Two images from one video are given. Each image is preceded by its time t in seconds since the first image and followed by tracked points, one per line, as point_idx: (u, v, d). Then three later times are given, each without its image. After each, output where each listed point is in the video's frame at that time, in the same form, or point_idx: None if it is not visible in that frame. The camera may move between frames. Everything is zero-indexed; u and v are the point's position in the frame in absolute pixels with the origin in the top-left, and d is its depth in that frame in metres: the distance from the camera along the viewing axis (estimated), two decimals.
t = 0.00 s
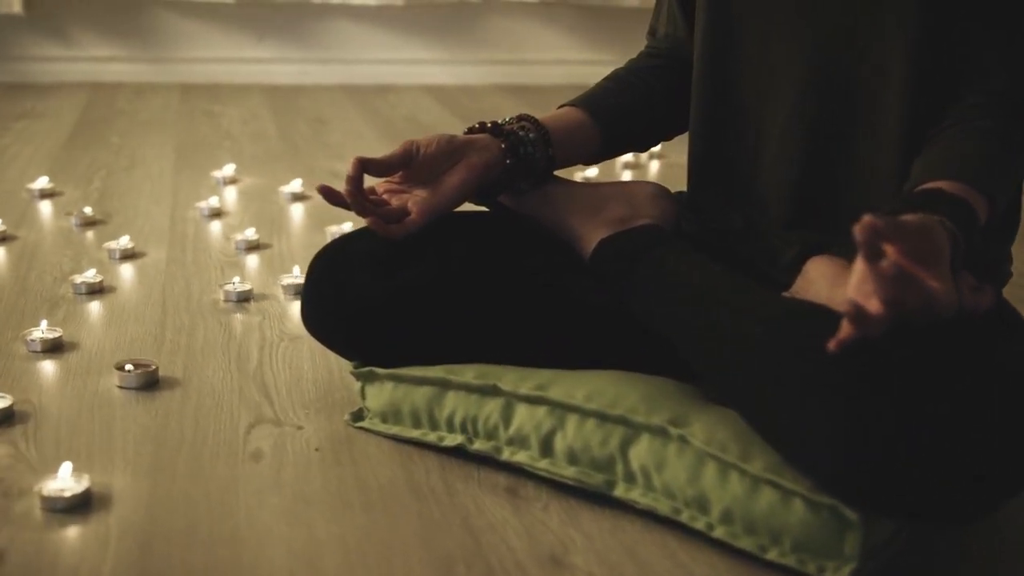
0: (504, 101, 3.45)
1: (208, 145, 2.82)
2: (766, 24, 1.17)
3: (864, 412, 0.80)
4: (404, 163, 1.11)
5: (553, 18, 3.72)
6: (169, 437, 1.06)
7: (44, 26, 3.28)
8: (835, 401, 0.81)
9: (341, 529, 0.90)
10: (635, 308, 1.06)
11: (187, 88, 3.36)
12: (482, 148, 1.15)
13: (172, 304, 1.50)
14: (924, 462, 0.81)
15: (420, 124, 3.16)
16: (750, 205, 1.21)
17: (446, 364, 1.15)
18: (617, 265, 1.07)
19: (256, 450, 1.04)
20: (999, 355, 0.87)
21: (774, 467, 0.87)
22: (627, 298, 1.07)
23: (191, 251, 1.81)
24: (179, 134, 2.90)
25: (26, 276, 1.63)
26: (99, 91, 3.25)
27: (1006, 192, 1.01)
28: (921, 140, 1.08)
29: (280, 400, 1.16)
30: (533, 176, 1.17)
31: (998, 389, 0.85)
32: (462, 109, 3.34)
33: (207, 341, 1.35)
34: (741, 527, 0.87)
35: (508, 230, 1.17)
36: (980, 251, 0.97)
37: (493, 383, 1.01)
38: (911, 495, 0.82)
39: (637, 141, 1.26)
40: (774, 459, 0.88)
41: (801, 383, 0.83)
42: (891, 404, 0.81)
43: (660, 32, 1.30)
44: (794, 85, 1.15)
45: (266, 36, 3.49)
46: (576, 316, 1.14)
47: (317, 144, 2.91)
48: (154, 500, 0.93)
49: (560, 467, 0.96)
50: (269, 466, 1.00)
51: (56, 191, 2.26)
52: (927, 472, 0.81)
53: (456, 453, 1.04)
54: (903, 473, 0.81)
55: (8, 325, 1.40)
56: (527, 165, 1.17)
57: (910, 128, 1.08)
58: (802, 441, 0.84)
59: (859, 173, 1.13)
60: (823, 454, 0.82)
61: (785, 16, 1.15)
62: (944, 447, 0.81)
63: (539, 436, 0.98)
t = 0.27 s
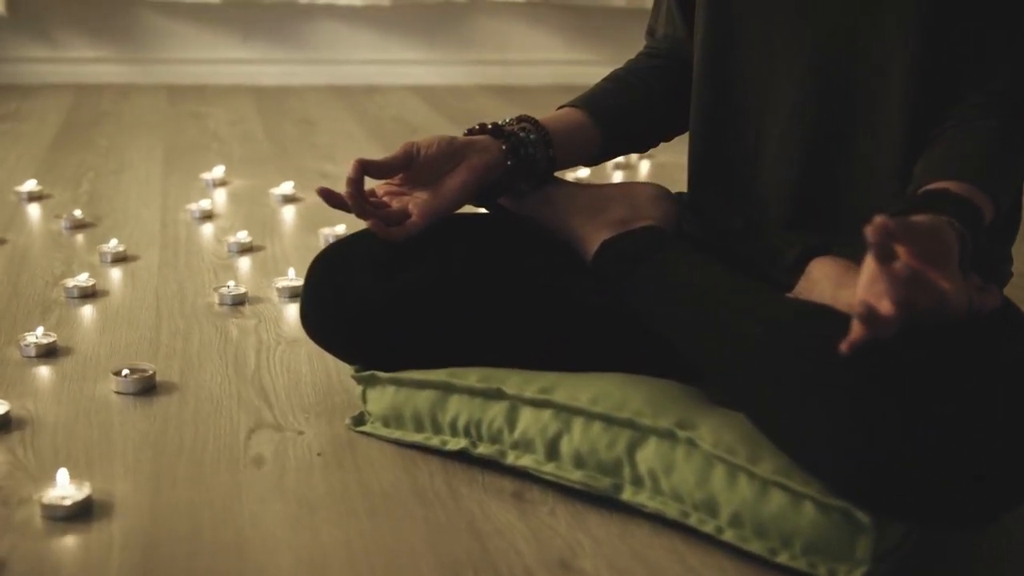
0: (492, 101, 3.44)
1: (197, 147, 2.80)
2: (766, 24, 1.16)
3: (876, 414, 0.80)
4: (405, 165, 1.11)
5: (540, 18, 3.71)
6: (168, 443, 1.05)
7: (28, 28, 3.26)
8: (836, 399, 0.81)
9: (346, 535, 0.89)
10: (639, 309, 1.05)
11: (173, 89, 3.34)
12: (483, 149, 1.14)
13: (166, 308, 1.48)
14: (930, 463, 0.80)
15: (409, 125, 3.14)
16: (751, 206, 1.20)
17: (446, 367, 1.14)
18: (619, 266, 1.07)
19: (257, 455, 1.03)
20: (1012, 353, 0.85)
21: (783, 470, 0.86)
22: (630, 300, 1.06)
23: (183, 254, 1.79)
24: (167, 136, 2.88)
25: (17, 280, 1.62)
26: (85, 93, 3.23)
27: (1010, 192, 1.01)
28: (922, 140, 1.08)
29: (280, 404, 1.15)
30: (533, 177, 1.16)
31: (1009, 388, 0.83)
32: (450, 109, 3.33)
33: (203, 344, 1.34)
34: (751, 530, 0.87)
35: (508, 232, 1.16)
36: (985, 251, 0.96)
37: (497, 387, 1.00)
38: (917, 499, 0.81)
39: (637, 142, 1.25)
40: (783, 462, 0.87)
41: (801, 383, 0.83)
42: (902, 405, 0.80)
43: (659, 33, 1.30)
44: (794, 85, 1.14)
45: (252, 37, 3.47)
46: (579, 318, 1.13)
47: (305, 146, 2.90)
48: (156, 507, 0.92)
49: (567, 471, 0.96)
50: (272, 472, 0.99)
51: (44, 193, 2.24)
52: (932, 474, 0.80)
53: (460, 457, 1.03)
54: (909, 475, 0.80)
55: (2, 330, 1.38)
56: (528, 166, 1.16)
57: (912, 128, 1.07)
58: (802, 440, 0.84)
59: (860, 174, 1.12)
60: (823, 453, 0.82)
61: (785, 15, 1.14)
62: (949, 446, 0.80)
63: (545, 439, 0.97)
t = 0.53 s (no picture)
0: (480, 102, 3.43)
1: (185, 149, 2.78)
2: (765, 24, 1.16)
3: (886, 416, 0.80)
4: (405, 166, 1.10)
5: (528, 18, 3.70)
6: (168, 448, 1.03)
7: (13, 29, 3.23)
8: (837, 399, 0.82)
9: (352, 541, 0.88)
10: (643, 311, 1.05)
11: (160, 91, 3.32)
12: (484, 150, 1.13)
13: (161, 311, 1.47)
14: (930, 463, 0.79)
15: (398, 126, 3.13)
16: (751, 206, 1.20)
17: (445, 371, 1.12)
18: (621, 268, 1.07)
19: (259, 460, 1.02)
20: None
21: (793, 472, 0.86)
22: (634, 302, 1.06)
23: (175, 257, 1.78)
24: (154, 138, 2.86)
25: (8, 284, 1.60)
26: (71, 94, 3.20)
27: (1014, 192, 1.00)
28: (925, 141, 1.07)
29: (280, 408, 1.14)
30: (534, 178, 1.15)
31: None
32: (439, 110, 3.32)
33: (199, 348, 1.33)
34: (761, 533, 0.86)
35: (509, 233, 1.15)
36: (991, 251, 0.96)
37: (501, 390, 1.00)
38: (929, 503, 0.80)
39: (638, 142, 1.25)
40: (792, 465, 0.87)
41: (801, 383, 0.84)
42: (912, 407, 0.80)
43: (658, 34, 1.30)
44: (794, 85, 1.14)
45: (239, 38, 3.45)
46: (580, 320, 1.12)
47: (294, 147, 2.88)
48: (158, 514, 0.91)
49: (573, 474, 0.95)
50: (274, 477, 0.98)
51: (32, 196, 2.21)
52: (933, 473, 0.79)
53: (465, 461, 1.02)
54: (911, 475, 0.80)
55: None
56: (529, 167, 1.15)
57: (914, 129, 1.07)
58: (803, 440, 0.85)
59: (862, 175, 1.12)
60: (822, 453, 0.83)
61: (786, 15, 1.14)
62: (947, 445, 0.79)
63: (551, 443, 0.96)
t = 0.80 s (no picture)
0: (468, 103, 3.42)
1: (173, 150, 2.76)
2: (765, 25, 1.16)
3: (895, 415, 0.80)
4: (405, 168, 1.09)
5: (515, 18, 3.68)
6: (168, 453, 1.02)
7: None
8: (840, 400, 0.82)
9: (357, 546, 0.87)
10: (646, 312, 1.04)
11: (146, 92, 3.30)
12: (484, 152, 1.12)
13: (154, 315, 1.46)
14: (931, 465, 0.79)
15: (386, 127, 3.12)
16: (750, 207, 1.20)
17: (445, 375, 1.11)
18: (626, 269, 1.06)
19: (260, 465, 1.01)
20: None
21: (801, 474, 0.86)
22: (637, 304, 1.06)
23: (167, 260, 1.76)
24: (141, 139, 2.84)
25: None
26: (56, 96, 3.17)
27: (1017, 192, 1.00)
28: (926, 141, 1.07)
29: (279, 412, 1.13)
30: (535, 179, 1.15)
31: None
32: (426, 111, 3.30)
33: (195, 352, 1.31)
34: (769, 536, 0.86)
35: (509, 234, 1.14)
36: (996, 251, 0.96)
37: (504, 393, 0.99)
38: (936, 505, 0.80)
39: (637, 143, 1.24)
40: (800, 466, 0.87)
41: (801, 383, 0.85)
42: (920, 408, 0.79)
43: (655, 34, 1.29)
44: (794, 86, 1.14)
45: (225, 38, 3.43)
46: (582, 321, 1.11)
47: (282, 148, 2.87)
48: (160, 520, 0.90)
49: (578, 477, 0.94)
50: (276, 482, 0.97)
51: (20, 199, 2.19)
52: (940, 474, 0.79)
53: (468, 465, 1.01)
54: (917, 476, 0.79)
55: None
56: (529, 168, 1.14)
57: (915, 128, 1.06)
58: (803, 439, 0.85)
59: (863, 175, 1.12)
60: (824, 453, 0.83)
61: (786, 15, 1.13)
62: (952, 446, 0.79)
63: (556, 446, 0.95)
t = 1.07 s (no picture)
0: (455, 103, 3.41)
1: (159, 152, 2.74)
2: (764, 24, 1.16)
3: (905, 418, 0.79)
4: (405, 170, 1.08)
5: (500, 18, 3.67)
6: (167, 459, 1.01)
7: None
8: (848, 401, 0.82)
9: (363, 551, 0.86)
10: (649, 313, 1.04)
11: (131, 93, 3.27)
12: (484, 153, 1.11)
13: (148, 319, 1.44)
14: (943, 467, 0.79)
15: (374, 127, 3.10)
16: (750, 207, 1.19)
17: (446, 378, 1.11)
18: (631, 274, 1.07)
19: (261, 470, 1.00)
20: None
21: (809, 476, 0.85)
22: (640, 305, 1.05)
23: (158, 263, 1.75)
24: (127, 141, 2.82)
25: None
26: (40, 97, 3.15)
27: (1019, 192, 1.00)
28: (926, 142, 1.07)
29: (278, 417, 1.12)
30: (534, 180, 1.14)
31: None
32: (414, 112, 3.29)
33: (191, 356, 1.30)
34: (778, 538, 0.86)
35: (509, 235, 1.14)
36: (999, 251, 0.96)
37: (508, 396, 0.98)
38: (952, 509, 0.79)
39: (635, 143, 1.24)
40: (808, 468, 0.86)
41: (804, 384, 0.85)
42: (929, 410, 0.79)
43: (653, 34, 1.29)
44: (793, 87, 1.13)
45: (210, 39, 3.40)
46: (584, 323, 1.11)
47: (270, 150, 2.85)
48: (162, 527, 0.89)
49: (583, 480, 0.94)
50: (278, 487, 0.96)
51: (6, 202, 2.17)
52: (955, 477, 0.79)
53: (472, 468, 1.01)
54: (930, 477, 0.79)
55: None
56: (529, 169, 1.14)
57: (915, 129, 1.06)
58: (807, 440, 0.85)
59: (863, 175, 1.11)
60: (828, 454, 0.83)
61: (785, 16, 1.13)
62: (965, 447, 0.78)
63: (560, 449, 0.95)
